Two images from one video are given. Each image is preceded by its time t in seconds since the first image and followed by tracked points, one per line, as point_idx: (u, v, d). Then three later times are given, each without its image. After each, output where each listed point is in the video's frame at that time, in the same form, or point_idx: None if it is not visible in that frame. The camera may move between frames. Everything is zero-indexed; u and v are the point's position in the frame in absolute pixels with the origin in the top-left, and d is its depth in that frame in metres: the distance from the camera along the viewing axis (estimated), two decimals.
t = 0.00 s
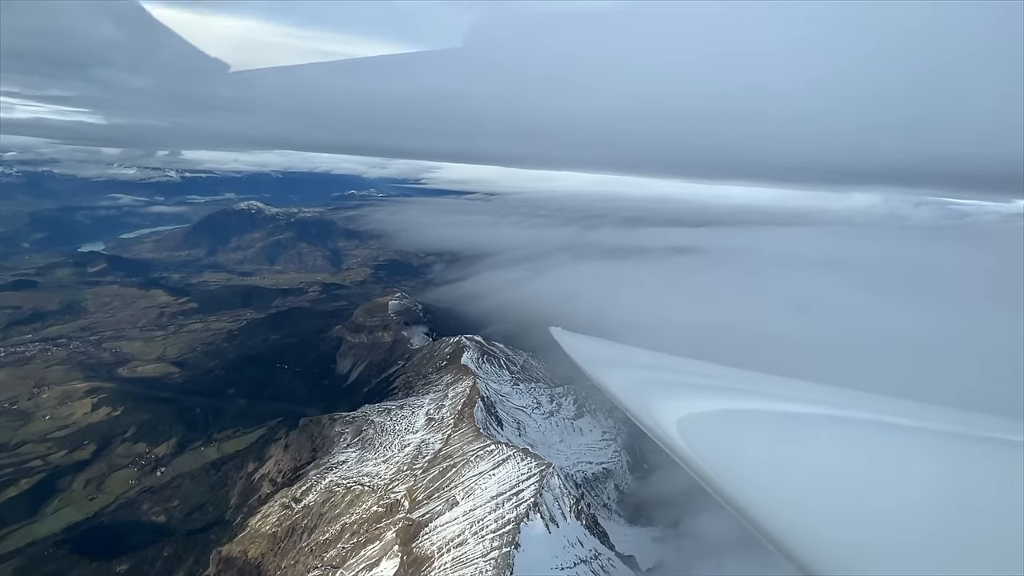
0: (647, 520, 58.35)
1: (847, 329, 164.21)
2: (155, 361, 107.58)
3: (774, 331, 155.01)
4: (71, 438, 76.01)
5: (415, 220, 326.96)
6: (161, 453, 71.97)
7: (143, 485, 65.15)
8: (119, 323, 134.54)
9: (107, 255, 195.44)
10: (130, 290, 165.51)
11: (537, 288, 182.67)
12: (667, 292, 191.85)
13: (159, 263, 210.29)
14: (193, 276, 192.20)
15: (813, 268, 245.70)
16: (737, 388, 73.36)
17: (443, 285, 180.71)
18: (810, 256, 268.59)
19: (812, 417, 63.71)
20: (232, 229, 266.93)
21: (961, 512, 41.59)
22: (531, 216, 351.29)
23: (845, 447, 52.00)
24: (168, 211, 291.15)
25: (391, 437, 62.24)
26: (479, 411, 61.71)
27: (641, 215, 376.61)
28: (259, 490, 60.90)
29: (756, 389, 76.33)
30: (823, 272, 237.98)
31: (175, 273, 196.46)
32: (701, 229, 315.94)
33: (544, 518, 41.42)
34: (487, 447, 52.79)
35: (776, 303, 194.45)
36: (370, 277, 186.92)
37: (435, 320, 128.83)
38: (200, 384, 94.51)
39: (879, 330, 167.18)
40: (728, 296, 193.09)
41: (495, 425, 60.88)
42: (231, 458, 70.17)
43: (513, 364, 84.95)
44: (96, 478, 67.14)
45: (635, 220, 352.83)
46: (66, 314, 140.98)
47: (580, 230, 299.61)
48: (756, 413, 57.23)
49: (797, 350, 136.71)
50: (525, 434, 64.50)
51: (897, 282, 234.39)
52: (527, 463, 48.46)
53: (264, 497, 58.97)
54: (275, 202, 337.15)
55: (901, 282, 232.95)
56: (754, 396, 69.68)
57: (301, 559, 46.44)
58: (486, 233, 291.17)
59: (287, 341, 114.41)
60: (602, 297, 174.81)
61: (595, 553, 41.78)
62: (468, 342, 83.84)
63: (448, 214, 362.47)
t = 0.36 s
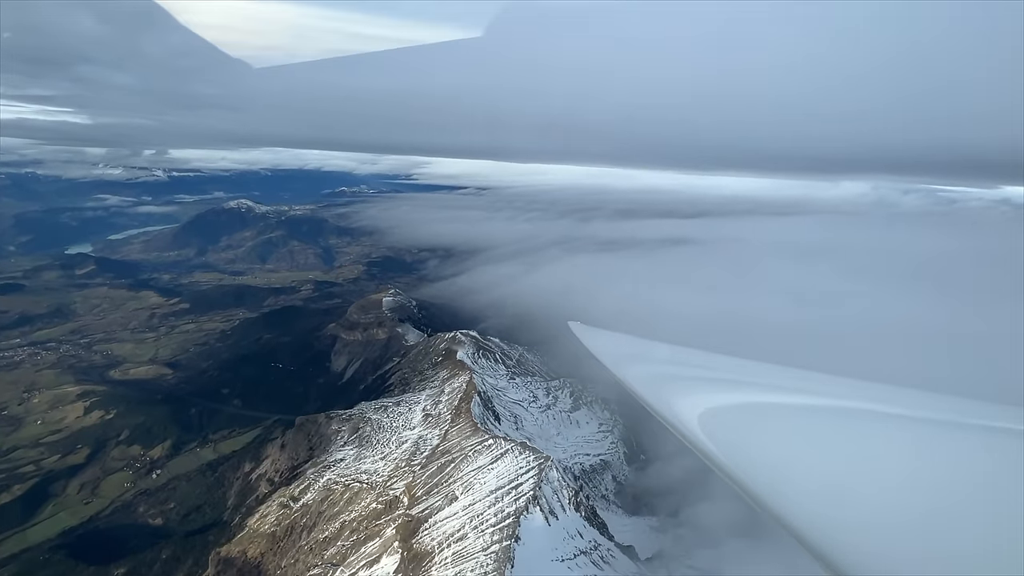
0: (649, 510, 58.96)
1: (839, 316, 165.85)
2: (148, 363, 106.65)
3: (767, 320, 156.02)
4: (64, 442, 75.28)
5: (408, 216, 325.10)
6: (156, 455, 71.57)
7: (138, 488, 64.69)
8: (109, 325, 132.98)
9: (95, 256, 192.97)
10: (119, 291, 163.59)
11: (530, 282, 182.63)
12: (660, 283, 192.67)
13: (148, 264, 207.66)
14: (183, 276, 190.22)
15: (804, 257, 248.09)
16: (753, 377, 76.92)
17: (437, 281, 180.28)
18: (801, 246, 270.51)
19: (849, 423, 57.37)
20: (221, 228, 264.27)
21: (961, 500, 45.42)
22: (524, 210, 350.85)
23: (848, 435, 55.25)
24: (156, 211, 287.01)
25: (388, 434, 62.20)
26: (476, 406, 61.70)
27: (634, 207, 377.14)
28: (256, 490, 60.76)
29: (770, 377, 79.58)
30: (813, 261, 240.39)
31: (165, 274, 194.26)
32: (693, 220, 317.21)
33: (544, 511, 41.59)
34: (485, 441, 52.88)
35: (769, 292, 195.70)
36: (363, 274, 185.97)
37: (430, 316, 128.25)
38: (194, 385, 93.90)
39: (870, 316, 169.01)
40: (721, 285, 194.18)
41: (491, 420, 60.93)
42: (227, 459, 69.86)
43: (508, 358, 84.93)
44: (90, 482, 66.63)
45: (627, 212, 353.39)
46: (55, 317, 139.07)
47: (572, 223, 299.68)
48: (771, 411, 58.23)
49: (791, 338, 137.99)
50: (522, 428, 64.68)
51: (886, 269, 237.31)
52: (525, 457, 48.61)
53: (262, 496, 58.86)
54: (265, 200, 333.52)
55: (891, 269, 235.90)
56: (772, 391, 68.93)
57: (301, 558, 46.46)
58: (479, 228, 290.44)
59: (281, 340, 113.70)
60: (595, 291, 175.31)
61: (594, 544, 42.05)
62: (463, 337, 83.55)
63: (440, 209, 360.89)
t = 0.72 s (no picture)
0: (652, 501, 60.11)
1: (834, 305, 166.69)
2: (142, 367, 106.00)
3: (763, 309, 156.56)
4: (59, 448, 74.75)
5: (401, 213, 323.78)
6: (153, 458, 71.29)
7: (136, 492, 64.45)
8: (102, 330, 131.94)
9: (86, 260, 191.17)
10: (112, 295, 162.35)
11: (526, 277, 182.47)
12: (656, 275, 192.88)
13: (139, 267, 205.78)
14: (176, 279, 188.82)
15: (798, 247, 249.48)
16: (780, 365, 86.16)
17: (433, 278, 179.87)
18: (795, 235, 272.06)
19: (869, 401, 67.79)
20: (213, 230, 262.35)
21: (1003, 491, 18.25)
22: (518, 205, 350.29)
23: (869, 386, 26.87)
24: (146, 213, 283.95)
25: (387, 432, 62.28)
26: (474, 402, 61.67)
27: (628, 200, 377.22)
28: (256, 491, 60.70)
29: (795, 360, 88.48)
30: (807, 251, 241.85)
31: (157, 276, 192.80)
32: (687, 212, 317.75)
33: (545, 505, 41.79)
34: (484, 437, 52.98)
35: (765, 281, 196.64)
36: (357, 272, 185.32)
37: (426, 313, 128.01)
38: (190, 388, 93.45)
39: (865, 305, 169.99)
40: (716, 276, 194.86)
41: (490, 415, 60.97)
42: (225, 460, 69.66)
43: (506, 354, 85.03)
44: (87, 488, 66.28)
45: (622, 205, 353.46)
46: (47, 323, 137.95)
47: (567, 217, 299.10)
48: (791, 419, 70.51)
49: (787, 327, 138.62)
50: (520, 423, 64.88)
51: (879, 256, 238.95)
52: (525, 451, 48.80)
53: (262, 497, 58.80)
54: (257, 200, 330.82)
55: (884, 256, 237.58)
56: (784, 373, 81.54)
57: (303, 557, 46.50)
58: (473, 224, 289.75)
59: (276, 341, 113.21)
60: (590, 286, 175.74)
61: (596, 536, 42.16)
62: (460, 333, 83.44)
63: (434, 206, 359.83)
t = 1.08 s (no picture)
0: (658, 494, 60.87)
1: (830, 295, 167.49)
2: (139, 371, 105.40)
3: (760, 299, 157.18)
4: (58, 456, 74.35)
5: (396, 211, 322.82)
6: (153, 464, 71.04)
7: (137, 498, 64.29)
8: (97, 335, 131.13)
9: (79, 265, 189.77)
10: (106, 300, 161.24)
11: (523, 273, 182.47)
12: (653, 267, 193.32)
13: (134, 271, 204.44)
14: (171, 282, 187.77)
15: (792, 237, 250.72)
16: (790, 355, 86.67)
17: (429, 276, 179.38)
18: (790, 225, 273.04)
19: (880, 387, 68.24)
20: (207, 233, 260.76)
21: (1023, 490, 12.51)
22: (513, 201, 349.94)
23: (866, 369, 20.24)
24: (138, 216, 281.36)
25: (388, 431, 62.31)
26: (474, 399, 61.74)
27: (623, 194, 377.72)
28: (258, 494, 60.62)
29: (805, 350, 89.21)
30: (801, 241, 243.31)
31: (152, 280, 191.65)
32: (682, 204, 318.38)
33: (548, 499, 42.02)
34: (486, 434, 53.07)
35: (761, 270, 197.23)
36: (353, 272, 184.81)
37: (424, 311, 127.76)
38: (188, 392, 93.11)
39: (861, 292, 170.73)
40: (712, 267, 195.66)
41: (490, 412, 61.08)
42: (226, 464, 69.51)
43: (505, 350, 85.11)
44: (87, 495, 66.03)
45: (617, 199, 353.72)
46: (41, 330, 136.93)
47: (562, 212, 299.02)
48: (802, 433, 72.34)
49: (784, 316, 139.36)
50: (521, 419, 64.97)
51: (873, 244, 240.61)
52: (526, 447, 48.95)
53: (263, 500, 58.72)
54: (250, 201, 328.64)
55: (877, 244, 239.14)
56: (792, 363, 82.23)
57: (306, 558, 46.56)
58: (469, 221, 289.18)
59: (274, 343, 112.77)
60: (588, 281, 175.91)
61: (599, 529, 42.28)
62: (459, 331, 83.48)
63: (428, 203, 358.98)
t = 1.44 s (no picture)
0: (663, 488, 61.16)
1: (828, 286, 168.13)
2: (137, 377, 104.95)
3: (757, 290, 157.43)
4: (58, 463, 74.16)
5: (393, 211, 322.12)
6: (154, 469, 70.94)
7: (138, 503, 64.16)
8: (95, 341, 130.59)
9: (74, 271, 188.57)
10: (103, 306, 160.63)
11: (521, 271, 182.34)
12: (650, 262, 193.34)
13: (130, 276, 203.62)
14: (167, 286, 187.17)
15: (789, 228, 250.94)
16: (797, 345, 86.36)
17: (427, 275, 179.23)
18: (787, 217, 273.56)
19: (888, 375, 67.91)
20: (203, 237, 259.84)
21: None
22: (510, 198, 349.33)
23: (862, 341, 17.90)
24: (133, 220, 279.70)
25: (389, 431, 62.30)
26: (475, 397, 61.73)
27: (619, 188, 377.60)
28: (260, 496, 60.59)
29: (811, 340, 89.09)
30: (798, 234, 243.86)
31: (148, 284, 191.02)
32: (679, 198, 318.60)
33: (551, 496, 42.14)
34: (488, 432, 53.08)
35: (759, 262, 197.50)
36: (351, 272, 184.43)
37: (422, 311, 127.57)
38: (188, 396, 92.91)
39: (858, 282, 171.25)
40: (710, 260, 195.95)
41: (492, 409, 61.16)
42: (227, 467, 69.43)
43: (505, 348, 85.09)
44: (88, 501, 65.88)
45: (614, 194, 353.58)
46: (38, 337, 136.31)
47: (559, 208, 298.79)
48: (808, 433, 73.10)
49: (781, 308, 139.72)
50: (522, 416, 64.99)
51: (871, 234, 241.20)
52: (529, 444, 49.04)
53: (266, 502, 58.72)
54: (245, 204, 327.22)
55: (874, 234, 239.80)
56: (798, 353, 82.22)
57: (310, 560, 46.61)
58: (465, 219, 288.74)
59: (273, 345, 112.52)
60: (585, 277, 175.97)
61: (604, 525, 42.31)
62: (458, 329, 83.46)
63: (424, 202, 358.22)
